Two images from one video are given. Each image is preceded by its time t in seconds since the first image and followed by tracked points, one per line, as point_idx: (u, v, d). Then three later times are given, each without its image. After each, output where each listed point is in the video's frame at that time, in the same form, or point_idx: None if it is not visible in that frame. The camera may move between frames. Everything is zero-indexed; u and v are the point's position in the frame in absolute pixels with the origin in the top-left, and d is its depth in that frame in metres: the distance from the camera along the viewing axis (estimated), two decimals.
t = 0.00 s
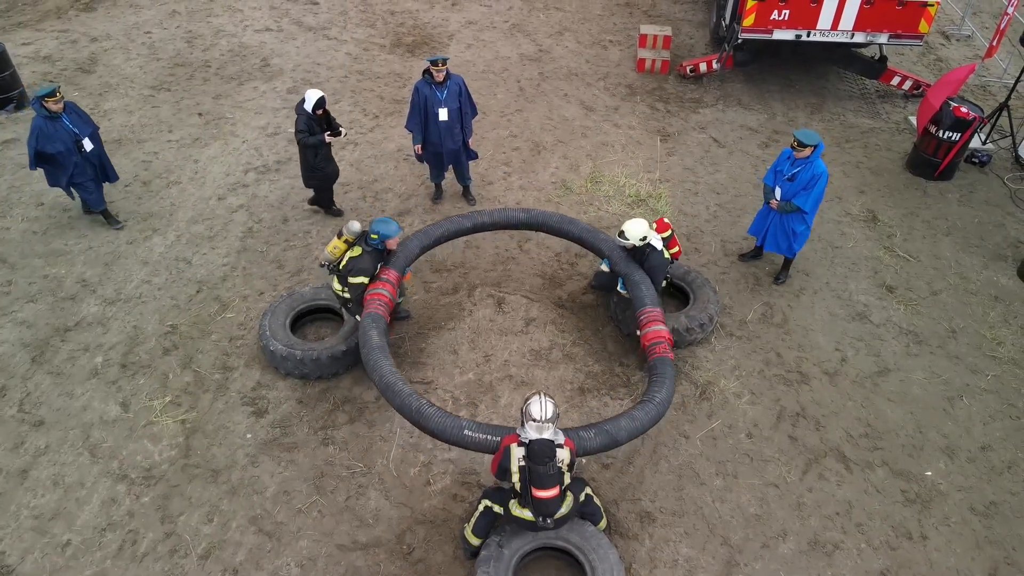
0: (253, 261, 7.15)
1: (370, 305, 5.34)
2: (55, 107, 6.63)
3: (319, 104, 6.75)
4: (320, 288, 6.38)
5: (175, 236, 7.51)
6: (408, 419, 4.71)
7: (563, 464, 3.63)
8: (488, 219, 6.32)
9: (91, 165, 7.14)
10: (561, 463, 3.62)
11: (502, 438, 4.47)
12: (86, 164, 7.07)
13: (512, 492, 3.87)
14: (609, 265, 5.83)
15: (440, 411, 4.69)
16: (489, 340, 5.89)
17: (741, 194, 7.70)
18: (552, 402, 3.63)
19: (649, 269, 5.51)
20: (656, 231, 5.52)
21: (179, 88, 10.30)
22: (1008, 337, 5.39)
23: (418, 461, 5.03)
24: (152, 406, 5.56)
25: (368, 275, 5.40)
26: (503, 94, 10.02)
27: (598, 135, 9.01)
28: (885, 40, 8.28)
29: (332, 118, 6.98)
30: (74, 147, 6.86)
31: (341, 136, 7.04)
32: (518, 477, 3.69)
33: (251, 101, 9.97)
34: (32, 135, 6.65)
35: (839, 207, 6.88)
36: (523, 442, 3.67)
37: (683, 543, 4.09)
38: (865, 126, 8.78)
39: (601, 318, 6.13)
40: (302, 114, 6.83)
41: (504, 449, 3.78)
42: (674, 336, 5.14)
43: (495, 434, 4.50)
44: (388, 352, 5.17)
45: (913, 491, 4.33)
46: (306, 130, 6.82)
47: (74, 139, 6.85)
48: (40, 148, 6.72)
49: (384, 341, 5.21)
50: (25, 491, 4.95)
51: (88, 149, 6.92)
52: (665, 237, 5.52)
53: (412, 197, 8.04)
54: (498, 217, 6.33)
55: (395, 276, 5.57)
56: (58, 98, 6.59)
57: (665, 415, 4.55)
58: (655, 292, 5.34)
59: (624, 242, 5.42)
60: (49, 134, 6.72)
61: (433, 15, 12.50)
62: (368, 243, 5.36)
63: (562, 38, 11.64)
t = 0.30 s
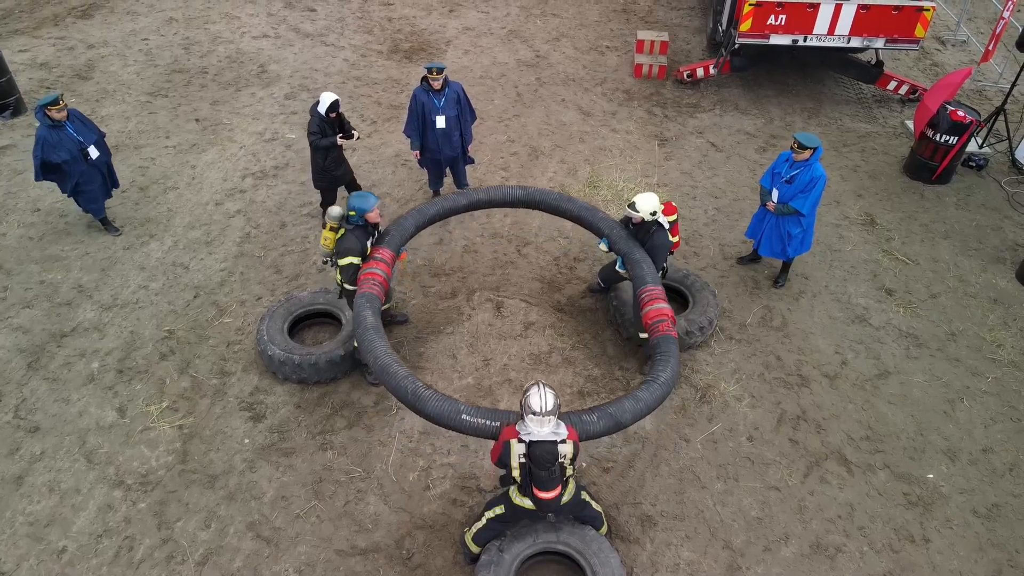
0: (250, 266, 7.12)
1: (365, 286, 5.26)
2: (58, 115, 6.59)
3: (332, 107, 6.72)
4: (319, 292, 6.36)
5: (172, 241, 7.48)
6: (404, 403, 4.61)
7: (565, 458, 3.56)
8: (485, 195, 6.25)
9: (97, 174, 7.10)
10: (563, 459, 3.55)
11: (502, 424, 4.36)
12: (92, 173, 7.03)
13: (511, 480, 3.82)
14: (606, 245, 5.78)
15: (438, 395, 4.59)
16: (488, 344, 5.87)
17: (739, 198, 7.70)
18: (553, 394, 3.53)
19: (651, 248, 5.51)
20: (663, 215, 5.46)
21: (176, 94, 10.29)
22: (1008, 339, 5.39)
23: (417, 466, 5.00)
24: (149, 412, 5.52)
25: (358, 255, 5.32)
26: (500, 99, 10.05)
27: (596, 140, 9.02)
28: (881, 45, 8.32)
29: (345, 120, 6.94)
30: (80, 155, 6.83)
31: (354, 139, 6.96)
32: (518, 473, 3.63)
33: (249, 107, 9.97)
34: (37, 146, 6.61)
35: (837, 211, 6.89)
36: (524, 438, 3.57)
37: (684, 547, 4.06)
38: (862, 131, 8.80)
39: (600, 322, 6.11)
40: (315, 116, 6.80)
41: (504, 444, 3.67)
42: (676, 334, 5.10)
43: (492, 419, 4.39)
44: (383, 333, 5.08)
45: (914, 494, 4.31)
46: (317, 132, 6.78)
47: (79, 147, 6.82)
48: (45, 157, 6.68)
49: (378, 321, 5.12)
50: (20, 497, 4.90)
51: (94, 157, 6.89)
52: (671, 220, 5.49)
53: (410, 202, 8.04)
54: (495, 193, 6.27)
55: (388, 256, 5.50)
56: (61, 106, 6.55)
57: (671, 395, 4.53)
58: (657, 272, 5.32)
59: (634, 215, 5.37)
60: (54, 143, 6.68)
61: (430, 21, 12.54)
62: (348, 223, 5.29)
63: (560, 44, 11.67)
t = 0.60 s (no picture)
0: (248, 270, 7.09)
1: (364, 286, 5.23)
2: (65, 120, 6.55)
3: (347, 107, 6.67)
4: (317, 294, 6.33)
5: (170, 245, 7.45)
6: (403, 408, 4.56)
7: (566, 461, 3.53)
8: (485, 189, 6.22)
9: (102, 177, 7.07)
10: (564, 462, 3.52)
11: (502, 425, 4.34)
12: (98, 176, 7.00)
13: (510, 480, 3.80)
14: (607, 239, 5.75)
15: (438, 398, 4.54)
16: (488, 347, 5.84)
17: (738, 200, 7.70)
18: (552, 399, 3.46)
19: (653, 243, 5.54)
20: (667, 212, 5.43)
21: (174, 98, 10.28)
22: (1009, 340, 5.38)
23: (417, 469, 4.95)
24: (147, 415, 5.48)
25: (351, 255, 5.32)
26: (499, 103, 10.05)
27: (595, 143, 9.03)
28: (879, 48, 8.34)
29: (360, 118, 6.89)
30: (87, 159, 6.80)
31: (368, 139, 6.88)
32: (519, 476, 3.59)
33: (247, 111, 9.95)
34: (44, 152, 6.55)
35: (836, 213, 6.89)
36: (524, 444, 3.51)
37: (687, 549, 4.03)
38: (860, 133, 8.82)
39: (601, 324, 6.08)
40: (329, 115, 6.79)
41: (503, 448, 3.62)
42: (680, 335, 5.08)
43: (493, 421, 4.37)
44: (382, 335, 5.03)
45: (918, 495, 4.28)
46: (331, 131, 6.76)
47: (86, 152, 6.78)
48: (53, 163, 6.62)
49: (377, 322, 5.07)
50: (15, 502, 4.85)
51: (100, 161, 6.86)
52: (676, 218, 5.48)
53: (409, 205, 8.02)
54: (495, 186, 6.24)
55: (387, 255, 5.48)
56: (68, 111, 6.51)
57: (673, 391, 4.53)
58: (660, 267, 5.33)
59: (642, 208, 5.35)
60: (62, 148, 6.63)
61: (428, 27, 12.55)
62: (335, 220, 5.31)
63: (558, 49, 11.69)
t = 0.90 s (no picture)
0: (247, 272, 7.05)
1: (364, 289, 5.16)
2: (79, 121, 6.54)
3: (357, 107, 6.68)
4: (316, 296, 6.28)
5: (168, 248, 7.41)
6: (406, 411, 4.46)
7: (573, 459, 3.49)
8: (483, 196, 6.16)
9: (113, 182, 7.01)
10: (570, 460, 3.48)
11: (505, 430, 4.19)
12: (108, 180, 6.95)
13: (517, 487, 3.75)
14: (606, 246, 5.70)
15: (440, 401, 4.44)
16: (489, 348, 5.80)
17: (739, 202, 7.69)
18: (556, 396, 3.48)
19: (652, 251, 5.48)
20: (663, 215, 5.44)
21: (172, 102, 10.25)
22: (1012, 340, 5.37)
23: (418, 471, 4.91)
24: (144, 418, 5.42)
25: (355, 259, 5.35)
26: (497, 106, 10.05)
27: (595, 146, 9.02)
28: (877, 50, 8.36)
29: (370, 118, 6.87)
30: (98, 162, 6.76)
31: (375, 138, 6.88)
32: (526, 477, 3.53)
33: (245, 115, 9.93)
34: (56, 152, 6.52)
35: (837, 214, 6.89)
36: (530, 442, 3.49)
37: (692, 551, 3.99)
38: (859, 136, 8.84)
39: (602, 325, 6.05)
40: (340, 113, 6.83)
41: (509, 449, 3.60)
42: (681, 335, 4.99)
43: (497, 426, 4.22)
44: (383, 339, 4.95)
45: (924, 495, 4.25)
46: (338, 129, 6.79)
47: (98, 154, 6.75)
48: (64, 164, 6.60)
49: (377, 326, 4.99)
50: (11, 506, 4.79)
51: (111, 164, 6.82)
52: (672, 223, 5.44)
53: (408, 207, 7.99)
54: (494, 192, 6.18)
55: (387, 259, 5.39)
56: (82, 112, 6.49)
57: (673, 398, 4.42)
58: (659, 274, 5.27)
59: (635, 216, 5.36)
60: (73, 149, 6.60)
61: (426, 31, 12.56)
62: (342, 225, 5.30)
63: (556, 53, 11.71)
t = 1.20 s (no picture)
0: (246, 275, 7.01)
1: (368, 331, 5.16)
2: (98, 119, 6.48)
3: (360, 107, 6.81)
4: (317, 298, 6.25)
5: (166, 251, 7.36)
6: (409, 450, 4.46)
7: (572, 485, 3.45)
8: (483, 228, 6.13)
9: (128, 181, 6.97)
10: (570, 485, 3.43)
11: (506, 462, 4.23)
12: (124, 179, 6.90)
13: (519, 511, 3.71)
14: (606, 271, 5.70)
15: (442, 439, 4.44)
16: (491, 350, 5.77)
17: (739, 204, 7.68)
18: (554, 422, 3.46)
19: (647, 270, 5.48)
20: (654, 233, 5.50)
21: (170, 107, 10.23)
22: (1016, 340, 5.35)
23: (420, 473, 4.86)
24: (142, 421, 5.37)
25: (361, 298, 5.28)
26: (497, 110, 10.06)
27: (595, 149, 9.02)
28: (876, 52, 8.39)
29: (373, 118, 6.95)
30: (115, 160, 6.73)
31: (376, 138, 6.98)
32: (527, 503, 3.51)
33: (244, 119, 9.91)
34: (74, 149, 6.46)
35: (838, 216, 6.88)
36: (529, 468, 3.45)
37: (698, 552, 3.94)
38: (859, 138, 8.85)
39: (604, 326, 6.02)
40: (344, 110, 6.97)
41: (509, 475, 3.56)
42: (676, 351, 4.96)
43: (499, 459, 4.25)
44: (388, 379, 4.94)
45: (931, 495, 4.22)
46: (341, 126, 6.95)
47: (114, 152, 6.71)
48: (81, 161, 6.52)
49: (382, 368, 4.99)
50: (7, 510, 4.73)
51: (128, 163, 6.79)
52: (664, 240, 5.49)
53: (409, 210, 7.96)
54: (493, 224, 6.16)
55: (390, 299, 5.38)
56: (101, 110, 6.45)
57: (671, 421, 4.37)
58: (655, 295, 5.27)
59: (624, 243, 5.36)
60: (91, 147, 6.55)
61: (425, 36, 12.58)
62: (355, 266, 5.24)
63: (554, 58, 11.73)
